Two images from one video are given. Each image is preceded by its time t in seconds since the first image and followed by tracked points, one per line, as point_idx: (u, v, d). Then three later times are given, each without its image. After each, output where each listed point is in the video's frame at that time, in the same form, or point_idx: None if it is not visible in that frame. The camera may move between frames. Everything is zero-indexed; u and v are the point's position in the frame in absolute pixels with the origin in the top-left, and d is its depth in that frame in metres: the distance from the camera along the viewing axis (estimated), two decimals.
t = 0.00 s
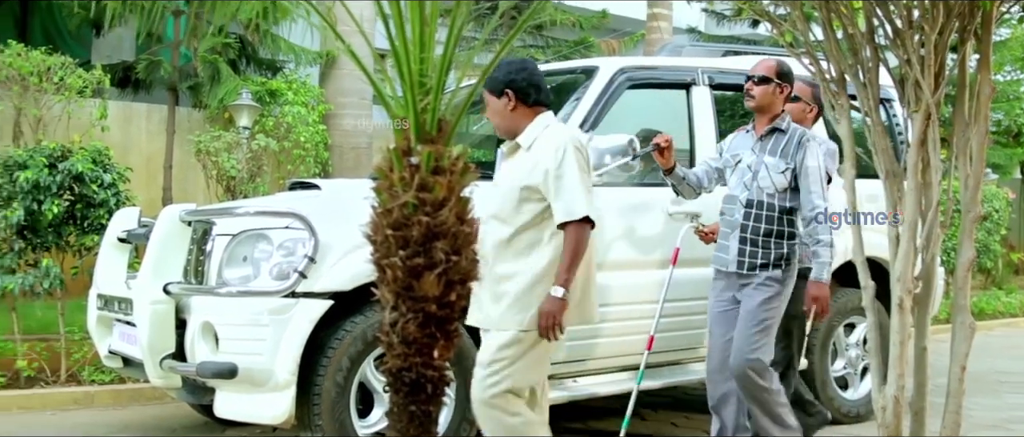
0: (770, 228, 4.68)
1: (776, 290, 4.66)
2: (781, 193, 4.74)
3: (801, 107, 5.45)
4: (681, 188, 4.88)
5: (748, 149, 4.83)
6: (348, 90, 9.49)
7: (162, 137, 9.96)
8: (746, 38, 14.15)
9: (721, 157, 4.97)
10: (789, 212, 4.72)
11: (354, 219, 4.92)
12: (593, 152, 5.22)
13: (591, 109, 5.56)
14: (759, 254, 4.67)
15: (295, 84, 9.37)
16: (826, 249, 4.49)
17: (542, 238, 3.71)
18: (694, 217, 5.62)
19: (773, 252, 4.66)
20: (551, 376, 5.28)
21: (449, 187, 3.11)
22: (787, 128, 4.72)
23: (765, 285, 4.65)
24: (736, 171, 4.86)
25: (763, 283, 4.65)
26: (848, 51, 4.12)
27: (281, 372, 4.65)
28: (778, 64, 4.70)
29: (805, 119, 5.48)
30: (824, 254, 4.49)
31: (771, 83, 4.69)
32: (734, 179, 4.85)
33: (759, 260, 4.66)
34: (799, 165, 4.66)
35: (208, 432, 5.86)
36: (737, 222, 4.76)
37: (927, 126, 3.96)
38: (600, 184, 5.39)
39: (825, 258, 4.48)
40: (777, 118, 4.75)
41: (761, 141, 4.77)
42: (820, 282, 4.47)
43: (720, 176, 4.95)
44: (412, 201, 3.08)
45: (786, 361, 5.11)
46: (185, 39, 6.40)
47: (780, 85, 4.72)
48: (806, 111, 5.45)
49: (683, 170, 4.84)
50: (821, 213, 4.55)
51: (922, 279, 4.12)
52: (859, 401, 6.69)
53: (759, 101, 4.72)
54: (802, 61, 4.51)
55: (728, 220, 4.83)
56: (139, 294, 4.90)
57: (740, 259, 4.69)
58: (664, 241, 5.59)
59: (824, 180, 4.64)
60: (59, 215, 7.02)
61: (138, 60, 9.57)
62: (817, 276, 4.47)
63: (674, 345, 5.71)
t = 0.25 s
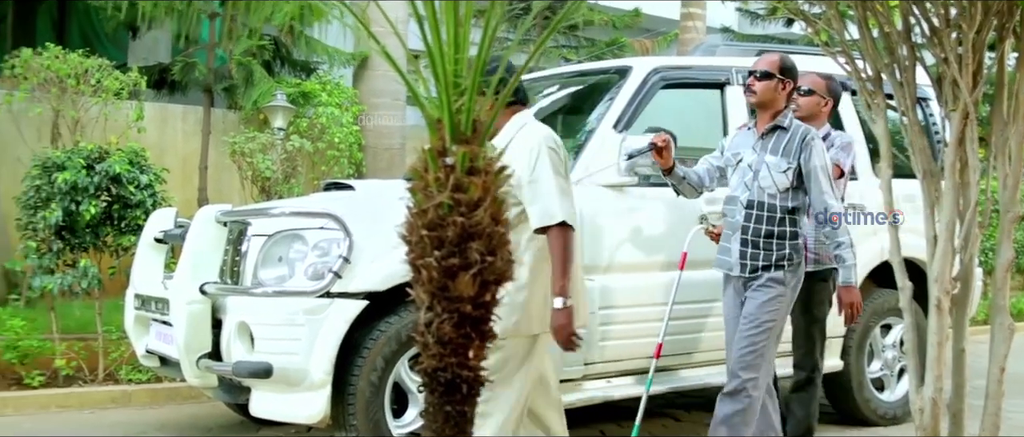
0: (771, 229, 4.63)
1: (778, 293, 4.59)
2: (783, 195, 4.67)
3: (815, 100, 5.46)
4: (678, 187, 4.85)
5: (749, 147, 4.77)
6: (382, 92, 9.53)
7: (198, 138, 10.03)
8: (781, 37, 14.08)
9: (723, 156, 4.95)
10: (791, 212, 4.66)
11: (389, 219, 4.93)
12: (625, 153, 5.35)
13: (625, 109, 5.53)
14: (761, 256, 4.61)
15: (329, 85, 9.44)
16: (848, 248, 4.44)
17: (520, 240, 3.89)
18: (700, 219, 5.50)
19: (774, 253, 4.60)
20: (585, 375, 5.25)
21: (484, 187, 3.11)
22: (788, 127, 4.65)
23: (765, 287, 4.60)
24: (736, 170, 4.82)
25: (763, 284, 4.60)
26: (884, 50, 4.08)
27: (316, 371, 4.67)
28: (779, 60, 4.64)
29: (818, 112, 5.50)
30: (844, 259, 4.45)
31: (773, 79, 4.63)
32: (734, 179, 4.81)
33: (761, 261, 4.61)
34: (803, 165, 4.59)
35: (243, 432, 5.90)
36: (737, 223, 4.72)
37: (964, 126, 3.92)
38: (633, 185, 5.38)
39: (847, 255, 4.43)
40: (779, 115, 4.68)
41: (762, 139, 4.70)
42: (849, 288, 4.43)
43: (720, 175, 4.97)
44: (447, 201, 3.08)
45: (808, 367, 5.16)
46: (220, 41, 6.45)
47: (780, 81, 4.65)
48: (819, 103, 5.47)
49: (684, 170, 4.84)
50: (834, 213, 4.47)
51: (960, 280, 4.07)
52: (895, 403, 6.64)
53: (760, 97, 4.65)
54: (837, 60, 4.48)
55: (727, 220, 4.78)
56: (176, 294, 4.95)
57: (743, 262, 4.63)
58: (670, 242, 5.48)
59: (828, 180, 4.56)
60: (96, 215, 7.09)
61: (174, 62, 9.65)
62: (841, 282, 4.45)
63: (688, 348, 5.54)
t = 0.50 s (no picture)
0: (779, 228, 4.52)
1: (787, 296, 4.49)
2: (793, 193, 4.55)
3: (830, 101, 5.36)
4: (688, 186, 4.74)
5: (761, 145, 4.69)
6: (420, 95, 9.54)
7: (238, 141, 10.11)
8: (821, 38, 13.99)
9: (736, 154, 4.86)
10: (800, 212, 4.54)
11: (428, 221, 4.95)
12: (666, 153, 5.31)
13: (664, 111, 5.51)
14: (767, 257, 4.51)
15: (369, 88, 9.44)
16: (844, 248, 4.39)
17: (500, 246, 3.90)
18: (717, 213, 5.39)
19: (782, 253, 4.50)
20: (625, 378, 5.16)
21: (523, 190, 3.13)
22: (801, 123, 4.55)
23: (775, 291, 4.49)
24: (748, 167, 4.72)
25: (772, 287, 4.49)
26: (926, 50, 4.08)
27: (356, 373, 4.69)
28: (793, 55, 4.57)
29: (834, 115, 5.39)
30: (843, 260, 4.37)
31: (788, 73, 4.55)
32: (745, 177, 4.70)
33: (767, 262, 4.50)
34: (812, 163, 4.48)
35: (284, 433, 5.94)
36: (745, 222, 4.62)
37: (1009, 126, 3.94)
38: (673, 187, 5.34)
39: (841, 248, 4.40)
40: (792, 112, 4.59)
41: (774, 136, 4.61)
42: (840, 293, 4.34)
43: (733, 173, 4.85)
44: (487, 204, 3.10)
45: (835, 375, 5.08)
46: (260, 45, 6.49)
47: (795, 76, 4.58)
48: (834, 105, 5.37)
49: (692, 169, 4.70)
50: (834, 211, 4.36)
51: (1004, 283, 4.09)
52: (938, 407, 6.57)
53: (774, 92, 4.57)
54: (879, 61, 4.46)
55: (736, 219, 4.69)
56: (217, 296, 4.99)
57: (748, 262, 4.54)
58: (687, 251, 5.37)
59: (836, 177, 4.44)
60: (139, 218, 7.15)
61: (215, 66, 9.74)
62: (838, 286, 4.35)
63: (708, 352, 5.40)
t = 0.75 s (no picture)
0: (779, 231, 4.35)
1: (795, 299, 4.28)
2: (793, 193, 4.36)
3: (826, 98, 5.16)
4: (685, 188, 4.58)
5: (759, 144, 4.51)
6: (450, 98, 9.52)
7: (270, 144, 10.17)
8: (852, 39, 13.89)
9: (735, 153, 4.68)
10: (796, 213, 4.34)
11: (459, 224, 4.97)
12: (696, 156, 5.30)
13: (695, 114, 5.49)
14: (768, 260, 4.34)
15: (399, 91, 9.44)
16: (817, 233, 4.12)
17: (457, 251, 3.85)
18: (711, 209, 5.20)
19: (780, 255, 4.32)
20: (653, 383, 5.16)
21: (555, 193, 3.14)
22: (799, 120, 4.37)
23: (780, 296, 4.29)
24: (747, 168, 4.54)
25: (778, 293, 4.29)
26: (960, 51, 4.11)
27: (385, 376, 4.65)
28: (790, 50, 4.40)
29: (830, 113, 5.17)
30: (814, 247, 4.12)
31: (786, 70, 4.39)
32: (744, 177, 4.53)
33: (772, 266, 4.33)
34: (805, 161, 4.29)
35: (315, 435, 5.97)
36: (745, 225, 4.43)
37: None
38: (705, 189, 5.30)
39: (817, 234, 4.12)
40: (791, 109, 4.41)
41: (773, 135, 4.43)
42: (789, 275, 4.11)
43: (734, 173, 4.67)
44: (518, 207, 3.11)
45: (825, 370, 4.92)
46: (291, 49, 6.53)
47: (792, 72, 4.42)
48: (831, 103, 5.15)
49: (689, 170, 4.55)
50: (823, 209, 4.17)
51: None
52: (972, 411, 6.50)
53: (772, 89, 4.42)
54: (912, 62, 4.43)
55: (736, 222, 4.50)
56: (249, 298, 5.01)
57: (751, 266, 4.34)
58: (675, 254, 5.19)
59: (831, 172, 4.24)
60: (171, 221, 7.20)
61: (246, 70, 9.80)
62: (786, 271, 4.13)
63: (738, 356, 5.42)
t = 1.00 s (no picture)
0: (750, 235, 4.06)
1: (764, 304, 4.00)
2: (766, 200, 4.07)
3: (815, 92, 4.69)
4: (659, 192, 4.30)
5: (734, 148, 4.19)
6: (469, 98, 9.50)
7: (289, 146, 10.20)
8: (873, 39, 13.82)
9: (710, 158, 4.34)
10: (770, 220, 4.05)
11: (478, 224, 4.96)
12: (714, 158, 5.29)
13: (714, 115, 5.45)
14: (735, 265, 4.06)
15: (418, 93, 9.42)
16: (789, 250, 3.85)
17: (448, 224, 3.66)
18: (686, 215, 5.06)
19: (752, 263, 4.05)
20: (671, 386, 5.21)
21: (574, 194, 3.15)
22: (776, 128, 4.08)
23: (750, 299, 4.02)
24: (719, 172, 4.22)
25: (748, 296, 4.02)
26: (982, 51, 4.09)
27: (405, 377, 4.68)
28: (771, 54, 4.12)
29: (820, 108, 4.69)
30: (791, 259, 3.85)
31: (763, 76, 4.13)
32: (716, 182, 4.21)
33: (740, 271, 4.06)
34: (779, 168, 4.00)
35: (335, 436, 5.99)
36: (714, 229, 4.13)
37: None
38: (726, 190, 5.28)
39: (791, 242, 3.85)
40: (768, 114, 4.12)
41: (747, 140, 4.12)
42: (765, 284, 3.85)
43: (709, 179, 4.32)
44: (538, 208, 3.13)
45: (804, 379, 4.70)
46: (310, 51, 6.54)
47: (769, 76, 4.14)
48: (820, 97, 4.69)
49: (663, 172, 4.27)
50: (795, 218, 3.88)
51: None
52: (994, 414, 6.47)
53: (747, 94, 4.15)
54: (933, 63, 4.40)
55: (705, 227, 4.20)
56: (268, 300, 5.03)
57: (719, 270, 4.07)
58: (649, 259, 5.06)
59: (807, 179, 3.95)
60: (190, 223, 7.22)
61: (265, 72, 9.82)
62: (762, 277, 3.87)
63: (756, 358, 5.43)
